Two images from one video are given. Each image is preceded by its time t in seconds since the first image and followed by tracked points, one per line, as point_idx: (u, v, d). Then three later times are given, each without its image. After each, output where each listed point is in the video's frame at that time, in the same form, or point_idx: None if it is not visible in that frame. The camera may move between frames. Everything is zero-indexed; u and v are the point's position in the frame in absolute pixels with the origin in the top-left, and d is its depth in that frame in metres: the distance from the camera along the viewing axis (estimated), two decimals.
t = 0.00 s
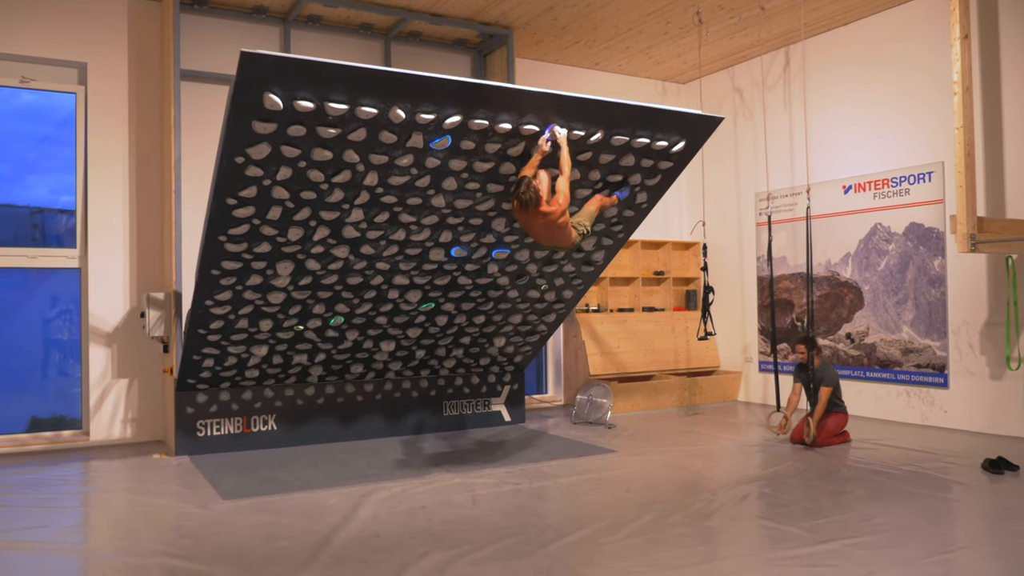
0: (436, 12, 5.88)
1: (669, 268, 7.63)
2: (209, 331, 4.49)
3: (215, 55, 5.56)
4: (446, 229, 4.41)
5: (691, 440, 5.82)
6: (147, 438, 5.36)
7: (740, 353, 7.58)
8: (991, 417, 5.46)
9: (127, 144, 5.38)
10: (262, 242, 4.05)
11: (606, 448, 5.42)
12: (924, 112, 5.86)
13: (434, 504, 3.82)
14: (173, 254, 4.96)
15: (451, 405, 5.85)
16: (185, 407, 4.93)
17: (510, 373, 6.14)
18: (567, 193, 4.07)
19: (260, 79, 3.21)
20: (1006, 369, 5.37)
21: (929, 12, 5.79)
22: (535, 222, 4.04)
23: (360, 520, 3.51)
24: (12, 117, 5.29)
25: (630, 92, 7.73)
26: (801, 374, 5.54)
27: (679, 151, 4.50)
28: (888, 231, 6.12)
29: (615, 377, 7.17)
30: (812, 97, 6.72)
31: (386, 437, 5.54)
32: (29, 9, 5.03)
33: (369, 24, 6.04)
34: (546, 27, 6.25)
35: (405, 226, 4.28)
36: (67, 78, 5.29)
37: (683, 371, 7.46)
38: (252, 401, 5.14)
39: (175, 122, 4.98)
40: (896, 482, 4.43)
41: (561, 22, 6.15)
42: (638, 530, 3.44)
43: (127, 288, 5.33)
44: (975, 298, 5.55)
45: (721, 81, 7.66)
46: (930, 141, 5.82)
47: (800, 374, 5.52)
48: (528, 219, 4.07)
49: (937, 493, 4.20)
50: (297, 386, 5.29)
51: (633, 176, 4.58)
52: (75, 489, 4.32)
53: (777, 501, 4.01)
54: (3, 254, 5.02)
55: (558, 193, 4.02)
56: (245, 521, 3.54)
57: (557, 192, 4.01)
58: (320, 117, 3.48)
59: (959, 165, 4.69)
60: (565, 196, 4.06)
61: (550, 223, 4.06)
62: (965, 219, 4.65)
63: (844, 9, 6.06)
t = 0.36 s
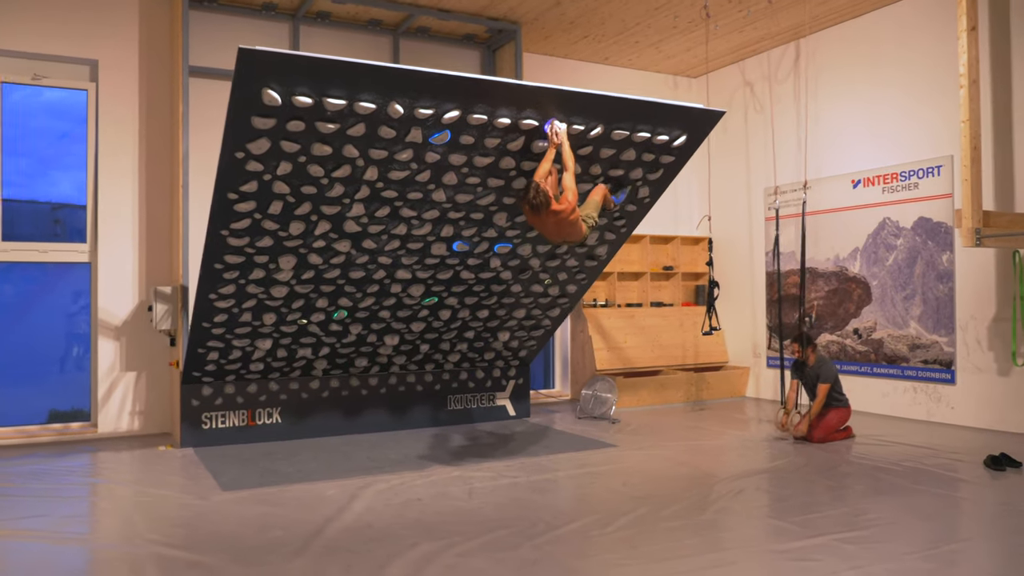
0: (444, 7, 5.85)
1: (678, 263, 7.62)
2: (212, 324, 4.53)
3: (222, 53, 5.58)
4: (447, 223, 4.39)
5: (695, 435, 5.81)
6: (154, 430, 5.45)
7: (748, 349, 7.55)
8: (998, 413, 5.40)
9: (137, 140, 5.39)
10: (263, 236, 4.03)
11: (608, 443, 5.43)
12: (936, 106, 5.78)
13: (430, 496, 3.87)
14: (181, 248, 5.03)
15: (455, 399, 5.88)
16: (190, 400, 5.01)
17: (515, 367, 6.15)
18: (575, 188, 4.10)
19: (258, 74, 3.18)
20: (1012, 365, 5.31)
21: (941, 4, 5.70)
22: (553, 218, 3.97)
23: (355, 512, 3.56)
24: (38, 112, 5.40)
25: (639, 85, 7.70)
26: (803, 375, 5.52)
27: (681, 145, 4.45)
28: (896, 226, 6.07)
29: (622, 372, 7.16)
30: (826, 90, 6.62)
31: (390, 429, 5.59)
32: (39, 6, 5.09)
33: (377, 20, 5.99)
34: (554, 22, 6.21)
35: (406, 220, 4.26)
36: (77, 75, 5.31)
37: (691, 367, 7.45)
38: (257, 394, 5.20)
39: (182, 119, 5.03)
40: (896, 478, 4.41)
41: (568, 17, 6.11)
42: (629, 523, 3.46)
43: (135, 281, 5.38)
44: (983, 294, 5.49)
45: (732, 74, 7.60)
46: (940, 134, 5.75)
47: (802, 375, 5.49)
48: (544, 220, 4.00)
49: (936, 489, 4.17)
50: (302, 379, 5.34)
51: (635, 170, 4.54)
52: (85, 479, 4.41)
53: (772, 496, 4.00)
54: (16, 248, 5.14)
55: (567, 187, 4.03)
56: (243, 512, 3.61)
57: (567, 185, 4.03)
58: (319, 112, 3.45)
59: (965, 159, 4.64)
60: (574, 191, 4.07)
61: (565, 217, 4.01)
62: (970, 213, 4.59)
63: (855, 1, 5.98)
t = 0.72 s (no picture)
0: (448, 3, 5.77)
1: (684, 259, 7.57)
2: (213, 320, 4.55)
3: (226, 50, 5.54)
4: (445, 220, 4.37)
5: (697, 432, 5.79)
6: (158, 426, 5.49)
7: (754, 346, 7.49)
8: (1002, 409, 5.35)
9: (139, 140, 5.42)
10: (261, 232, 4.04)
11: (609, 440, 5.41)
12: (943, 100, 5.71)
13: (425, 492, 3.89)
14: (183, 246, 5.05)
15: (458, 396, 5.88)
16: (192, 396, 5.04)
17: (518, 364, 6.15)
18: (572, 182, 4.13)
19: (251, 70, 3.18)
20: (1016, 362, 5.26)
21: None
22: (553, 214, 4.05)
23: (348, 508, 3.60)
24: (47, 109, 5.54)
25: (646, 80, 7.65)
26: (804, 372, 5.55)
27: (680, 141, 4.42)
28: (902, 222, 6.01)
29: (627, 370, 7.12)
30: (836, 84, 6.53)
31: (391, 425, 5.60)
32: (43, 4, 5.12)
33: (382, 16, 5.93)
34: (559, 17, 6.14)
35: (403, 217, 4.25)
36: (81, 73, 5.36)
37: (697, 363, 7.40)
38: (258, 390, 5.23)
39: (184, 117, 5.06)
40: (895, 474, 4.38)
41: (573, 12, 6.05)
42: (620, 520, 3.47)
43: (139, 278, 5.42)
44: (986, 291, 5.43)
45: (740, 69, 7.53)
46: (946, 129, 5.68)
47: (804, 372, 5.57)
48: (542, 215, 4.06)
49: (933, 485, 4.14)
50: (304, 375, 5.36)
51: (633, 166, 4.51)
52: (88, 474, 4.46)
53: (768, 493, 3.99)
54: (22, 245, 5.17)
55: (566, 182, 4.05)
56: (240, 508, 3.65)
57: (566, 181, 4.04)
58: (313, 109, 3.44)
59: (966, 154, 4.60)
60: (571, 185, 4.10)
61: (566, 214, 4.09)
62: (972, 208, 4.55)
63: None
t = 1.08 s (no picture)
0: (452, 2, 5.76)
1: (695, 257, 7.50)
2: (219, 319, 4.59)
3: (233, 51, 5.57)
4: (448, 218, 4.38)
5: (707, 430, 5.74)
6: (168, 424, 5.53)
7: (767, 344, 7.41)
8: (1019, 407, 5.26)
9: (147, 141, 5.47)
10: (264, 232, 4.06)
11: (617, 438, 5.38)
12: (956, 94, 5.62)
13: (429, 490, 3.89)
14: (191, 246, 5.09)
15: (466, 395, 5.87)
16: (201, 394, 5.07)
17: (527, 362, 6.13)
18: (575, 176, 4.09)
19: (248, 69, 3.21)
20: None
21: None
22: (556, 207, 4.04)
23: (351, 506, 3.61)
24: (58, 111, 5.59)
25: (655, 77, 7.60)
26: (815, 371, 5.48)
27: (684, 136, 4.40)
28: (915, 217, 5.92)
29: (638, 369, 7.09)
30: (847, 78, 6.45)
31: (400, 424, 5.60)
32: (51, 8, 5.18)
33: (387, 15, 5.94)
34: (565, 14, 6.11)
35: (406, 215, 4.26)
36: (90, 75, 5.41)
37: (709, 362, 7.36)
38: (266, 389, 5.25)
39: (189, 118, 5.09)
40: (906, 474, 4.31)
41: (578, 9, 6.01)
42: (622, 518, 3.45)
43: (148, 278, 5.47)
44: (1002, 287, 5.34)
45: (750, 65, 7.46)
46: (960, 122, 5.59)
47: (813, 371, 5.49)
48: (546, 206, 4.06)
49: (945, 485, 4.08)
50: (312, 374, 5.38)
51: (637, 163, 4.49)
52: (99, 471, 4.51)
53: (773, 492, 3.95)
54: (33, 246, 5.25)
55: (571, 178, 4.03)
56: (243, 505, 3.68)
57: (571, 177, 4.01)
58: (311, 107, 3.46)
59: (977, 148, 4.52)
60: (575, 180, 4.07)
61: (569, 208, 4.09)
62: (984, 203, 4.47)
63: None
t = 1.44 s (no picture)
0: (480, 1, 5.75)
1: (731, 255, 7.39)
2: (248, 320, 4.64)
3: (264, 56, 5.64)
4: (473, 218, 4.36)
5: (742, 433, 5.61)
6: (203, 423, 5.63)
7: (806, 344, 7.22)
8: None
9: (181, 145, 5.57)
10: (289, 233, 4.10)
11: (648, 440, 5.29)
12: (1004, 84, 5.40)
13: (451, 491, 3.87)
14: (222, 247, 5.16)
15: (496, 395, 5.85)
16: (233, 394, 5.15)
17: (557, 362, 6.09)
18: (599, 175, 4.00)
19: (267, 72, 3.23)
20: None
21: None
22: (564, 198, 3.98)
23: (372, 506, 3.61)
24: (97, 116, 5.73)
25: (688, 74, 7.48)
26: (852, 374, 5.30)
27: (712, 132, 4.31)
28: (961, 213, 5.71)
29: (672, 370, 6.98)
30: (887, 70, 6.25)
31: (430, 424, 5.61)
32: (89, 16, 5.32)
33: (415, 16, 5.96)
34: (594, 11, 6.05)
35: (430, 215, 4.25)
36: (126, 81, 5.53)
37: (746, 363, 7.21)
38: (297, 388, 5.30)
39: (221, 121, 5.18)
40: (948, 481, 4.15)
41: (607, 5, 5.94)
42: (645, 523, 3.38)
43: (183, 279, 5.57)
44: None
45: (787, 59, 7.29)
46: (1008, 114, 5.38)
47: (850, 373, 5.28)
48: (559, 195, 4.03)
49: (989, 493, 3.91)
50: (341, 374, 5.42)
51: (665, 160, 4.41)
52: (135, 467, 4.61)
53: (805, 498, 3.84)
54: (73, 247, 5.39)
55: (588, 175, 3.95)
56: (267, 504, 3.73)
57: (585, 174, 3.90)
58: (331, 109, 3.47)
59: None
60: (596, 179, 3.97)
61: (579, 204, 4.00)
62: None
63: None
